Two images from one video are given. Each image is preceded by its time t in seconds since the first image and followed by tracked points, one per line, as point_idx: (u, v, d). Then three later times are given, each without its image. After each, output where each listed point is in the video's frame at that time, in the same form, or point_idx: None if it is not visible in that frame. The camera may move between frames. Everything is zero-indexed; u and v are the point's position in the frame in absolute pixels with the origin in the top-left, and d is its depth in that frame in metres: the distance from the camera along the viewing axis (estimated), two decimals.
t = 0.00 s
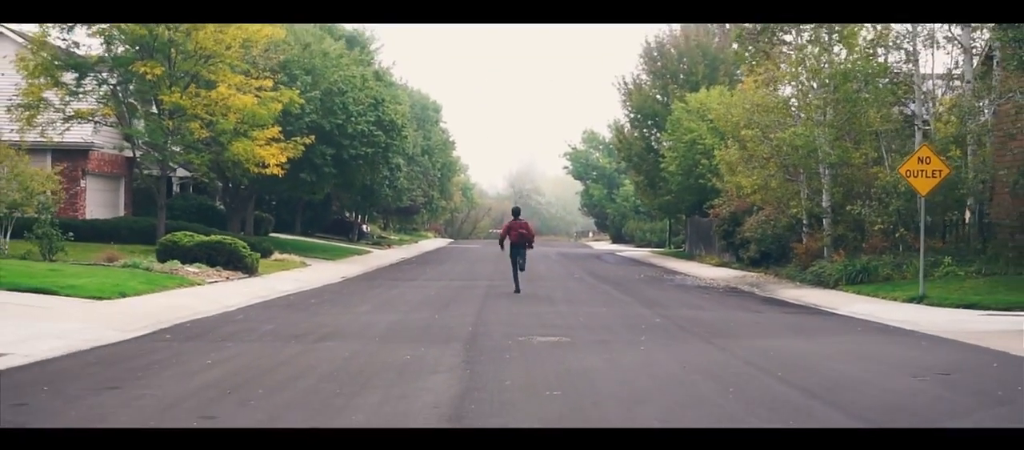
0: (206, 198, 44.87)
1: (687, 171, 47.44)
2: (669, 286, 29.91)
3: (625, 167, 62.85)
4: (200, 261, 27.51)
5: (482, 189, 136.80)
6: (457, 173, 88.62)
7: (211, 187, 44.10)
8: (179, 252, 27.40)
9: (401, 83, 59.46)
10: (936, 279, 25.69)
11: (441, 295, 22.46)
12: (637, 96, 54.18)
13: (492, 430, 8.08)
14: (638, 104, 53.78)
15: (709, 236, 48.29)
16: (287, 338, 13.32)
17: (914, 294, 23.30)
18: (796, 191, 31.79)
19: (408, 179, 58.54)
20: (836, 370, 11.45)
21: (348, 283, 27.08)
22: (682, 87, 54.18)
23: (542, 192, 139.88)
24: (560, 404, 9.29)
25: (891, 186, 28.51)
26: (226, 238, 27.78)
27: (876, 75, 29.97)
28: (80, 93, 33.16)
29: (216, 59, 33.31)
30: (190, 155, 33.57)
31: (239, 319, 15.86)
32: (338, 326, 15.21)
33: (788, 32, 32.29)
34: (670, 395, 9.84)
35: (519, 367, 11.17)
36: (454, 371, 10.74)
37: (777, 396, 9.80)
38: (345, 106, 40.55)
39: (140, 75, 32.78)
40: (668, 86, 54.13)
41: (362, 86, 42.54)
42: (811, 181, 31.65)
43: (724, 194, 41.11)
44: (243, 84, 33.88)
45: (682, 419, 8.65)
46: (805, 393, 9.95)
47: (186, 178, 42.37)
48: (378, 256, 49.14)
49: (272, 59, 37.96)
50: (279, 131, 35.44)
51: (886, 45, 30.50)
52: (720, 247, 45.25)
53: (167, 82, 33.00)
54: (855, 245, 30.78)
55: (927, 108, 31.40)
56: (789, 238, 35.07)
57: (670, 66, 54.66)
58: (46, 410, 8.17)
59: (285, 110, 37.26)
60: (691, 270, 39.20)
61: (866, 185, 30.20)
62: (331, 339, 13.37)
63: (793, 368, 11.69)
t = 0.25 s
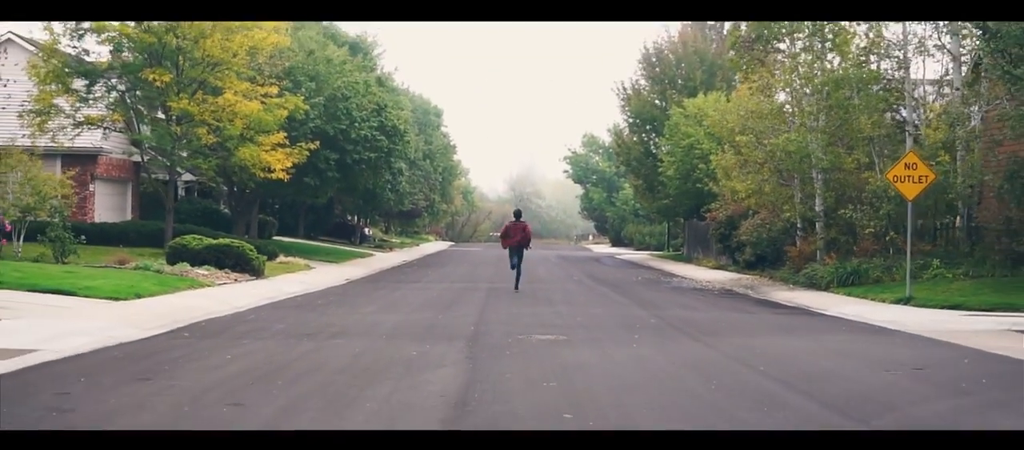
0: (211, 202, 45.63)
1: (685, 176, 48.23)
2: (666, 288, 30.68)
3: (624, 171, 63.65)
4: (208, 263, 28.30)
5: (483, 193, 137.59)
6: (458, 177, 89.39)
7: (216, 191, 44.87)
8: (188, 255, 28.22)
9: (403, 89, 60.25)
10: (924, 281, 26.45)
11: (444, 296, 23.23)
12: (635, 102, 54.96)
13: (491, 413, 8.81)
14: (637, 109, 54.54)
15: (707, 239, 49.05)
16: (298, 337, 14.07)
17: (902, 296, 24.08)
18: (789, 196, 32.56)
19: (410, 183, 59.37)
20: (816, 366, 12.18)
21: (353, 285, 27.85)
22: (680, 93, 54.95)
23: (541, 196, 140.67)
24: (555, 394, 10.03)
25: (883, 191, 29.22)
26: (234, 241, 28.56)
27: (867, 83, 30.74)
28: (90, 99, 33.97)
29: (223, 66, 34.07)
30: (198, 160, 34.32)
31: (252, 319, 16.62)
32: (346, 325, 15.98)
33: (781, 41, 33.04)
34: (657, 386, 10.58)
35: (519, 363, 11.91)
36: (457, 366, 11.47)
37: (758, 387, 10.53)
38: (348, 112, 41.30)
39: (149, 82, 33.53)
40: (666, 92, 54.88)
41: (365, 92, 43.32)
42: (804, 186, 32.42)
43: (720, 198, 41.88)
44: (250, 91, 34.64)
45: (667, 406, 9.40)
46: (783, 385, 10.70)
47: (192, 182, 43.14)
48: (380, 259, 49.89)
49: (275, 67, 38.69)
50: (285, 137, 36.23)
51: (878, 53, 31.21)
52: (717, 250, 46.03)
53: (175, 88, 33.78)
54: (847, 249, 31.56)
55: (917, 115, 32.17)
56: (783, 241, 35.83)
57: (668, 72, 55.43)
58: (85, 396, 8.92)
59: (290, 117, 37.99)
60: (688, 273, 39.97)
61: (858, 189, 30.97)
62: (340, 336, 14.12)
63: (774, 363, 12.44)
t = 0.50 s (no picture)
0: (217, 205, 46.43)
1: (682, 180, 49.02)
2: (662, 290, 31.48)
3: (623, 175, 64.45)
4: (217, 266, 29.06)
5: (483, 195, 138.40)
6: (459, 180, 90.24)
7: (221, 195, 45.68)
8: (197, 258, 28.91)
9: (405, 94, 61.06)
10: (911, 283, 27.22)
11: (446, 297, 24.01)
12: (633, 107, 55.74)
13: (488, 400, 9.59)
14: (635, 114, 55.32)
15: (704, 242, 49.83)
16: (309, 334, 14.84)
17: (889, 297, 24.87)
18: (782, 200, 33.35)
19: (411, 187, 60.17)
20: (797, 361, 12.96)
21: (358, 287, 28.64)
22: (678, 98, 55.71)
23: (541, 199, 141.46)
24: (549, 384, 10.81)
25: (873, 195, 29.99)
26: (241, 244, 29.31)
27: (859, 90, 31.50)
28: (100, 105, 34.86)
29: (230, 73, 34.85)
30: (205, 165, 35.13)
31: (264, 318, 17.40)
32: (353, 324, 16.75)
33: (775, 48, 33.80)
34: (645, 377, 11.37)
35: (517, 357, 12.70)
36: (459, 360, 12.25)
37: (739, 379, 11.31)
38: (351, 117, 42.04)
39: (158, 89, 34.32)
40: (664, 97, 55.65)
41: (368, 98, 44.11)
42: (796, 190, 33.22)
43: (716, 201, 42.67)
44: (256, 97, 35.41)
45: (651, 395, 10.20)
46: (763, 377, 11.47)
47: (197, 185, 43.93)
48: (382, 261, 50.70)
49: (280, 73, 39.45)
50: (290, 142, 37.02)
51: (870, 60, 31.95)
52: (713, 253, 46.81)
53: (183, 95, 34.56)
54: (838, 251, 32.36)
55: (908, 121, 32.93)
56: (777, 244, 36.62)
57: (666, 78, 56.26)
58: (118, 385, 9.70)
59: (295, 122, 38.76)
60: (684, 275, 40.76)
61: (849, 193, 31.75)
62: (348, 334, 14.88)
63: (759, 358, 13.20)
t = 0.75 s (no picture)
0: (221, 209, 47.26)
1: (680, 184, 49.80)
2: (659, 291, 32.27)
3: (622, 179, 65.25)
4: (225, 267, 29.87)
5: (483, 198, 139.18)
6: (459, 184, 91.09)
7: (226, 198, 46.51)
8: (206, 260, 29.67)
9: (406, 98, 61.89)
10: (901, 285, 28.04)
11: (449, 298, 24.79)
12: (632, 111, 56.51)
13: (489, 389, 10.41)
14: (634, 118, 55.99)
15: (700, 245, 50.64)
16: (321, 333, 15.65)
17: (877, 299, 25.68)
18: (775, 203, 34.19)
19: (413, 191, 60.99)
20: (780, 358, 13.77)
21: (362, 289, 29.46)
22: (676, 103, 56.52)
23: (541, 201, 142.25)
24: (545, 376, 11.62)
25: (863, 198, 30.88)
26: (248, 246, 30.14)
27: (850, 96, 32.28)
28: (110, 111, 35.74)
29: (236, 79, 35.70)
30: (213, 170, 35.98)
31: (275, 318, 18.21)
32: (362, 323, 17.57)
33: (769, 56, 34.61)
34: (634, 370, 12.18)
35: (516, 353, 13.51)
36: (461, 355, 13.06)
37: (723, 372, 12.11)
38: (355, 122, 42.86)
39: (167, 95, 35.16)
40: (662, 101, 56.45)
41: (371, 103, 44.91)
42: (789, 194, 34.06)
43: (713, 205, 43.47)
44: (262, 103, 36.26)
45: (639, 385, 11.01)
46: (745, 370, 12.26)
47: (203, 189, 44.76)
48: (384, 264, 51.51)
49: (285, 79, 40.27)
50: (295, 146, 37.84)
51: (862, 67, 32.71)
52: (710, 255, 47.60)
53: (190, 101, 35.39)
54: (830, 254, 33.20)
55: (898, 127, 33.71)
56: (771, 246, 37.46)
57: (664, 83, 57.15)
58: (149, 376, 10.51)
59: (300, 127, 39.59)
60: (682, 277, 41.60)
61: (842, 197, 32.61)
62: (358, 332, 15.69)
63: (744, 354, 14.01)
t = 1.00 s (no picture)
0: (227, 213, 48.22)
1: (677, 187, 50.71)
2: (655, 293, 33.20)
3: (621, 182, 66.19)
4: (234, 269, 30.82)
5: (484, 201, 140.11)
6: (459, 187, 92.10)
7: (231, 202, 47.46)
8: (215, 262, 30.63)
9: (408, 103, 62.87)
10: (888, 286, 28.98)
11: (451, 298, 25.73)
12: (630, 116, 57.42)
13: (492, 378, 11.33)
14: (631, 123, 56.87)
15: (697, 248, 51.57)
16: (331, 330, 16.58)
17: (864, 299, 26.62)
18: (768, 207, 35.14)
19: (414, 194, 61.92)
20: (763, 352, 14.69)
21: (366, 290, 30.41)
22: (674, 107, 57.46)
23: (541, 204, 143.22)
24: (542, 368, 12.54)
25: (853, 202, 31.85)
26: (256, 249, 31.10)
27: (841, 103, 33.21)
28: (120, 117, 36.69)
29: (243, 86, 36.67)
30: (221, 174, 36.91)
31: (286, 316, 19.15)
32: (369, 322, 18.50)
33: (762, 63, 35.53)
34: (625, 363, 13.10)
35: (516, 348, 14.45)
36: (465, 349, 13.99)
37: (707, 365, 13.03)
38: (358, 127, 43.79)
39: (176, 101, 36.09)
40: (660, 106, 57.38)
41: (373, 108, 45.84)
42: (782, 198, 35.02)
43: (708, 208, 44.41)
44: (269, 110, 37.20)
45: (628, 376, 11.92)
46: (728, 363, 13.17)
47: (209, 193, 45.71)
48: (386, 266, 52.47)
49: (290, 86, 41.22)
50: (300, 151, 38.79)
51: (853, 74, 33.62)
52: (706, 258, 48.51)
53: (199, 108, 36.35)
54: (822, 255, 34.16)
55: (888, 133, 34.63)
56: (765, 248, 38.42)
57: (661, 89, 58.14)
58: (177, 368, 11.43)
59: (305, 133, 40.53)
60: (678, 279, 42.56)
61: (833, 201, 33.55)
62: (367, 330, 16.62)
63: (729, 350, 14.92)
